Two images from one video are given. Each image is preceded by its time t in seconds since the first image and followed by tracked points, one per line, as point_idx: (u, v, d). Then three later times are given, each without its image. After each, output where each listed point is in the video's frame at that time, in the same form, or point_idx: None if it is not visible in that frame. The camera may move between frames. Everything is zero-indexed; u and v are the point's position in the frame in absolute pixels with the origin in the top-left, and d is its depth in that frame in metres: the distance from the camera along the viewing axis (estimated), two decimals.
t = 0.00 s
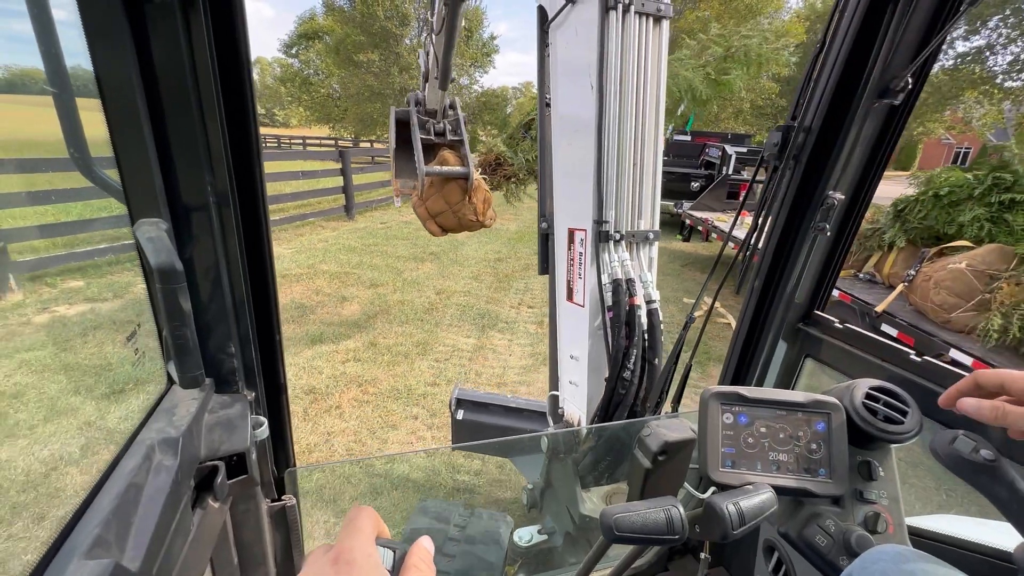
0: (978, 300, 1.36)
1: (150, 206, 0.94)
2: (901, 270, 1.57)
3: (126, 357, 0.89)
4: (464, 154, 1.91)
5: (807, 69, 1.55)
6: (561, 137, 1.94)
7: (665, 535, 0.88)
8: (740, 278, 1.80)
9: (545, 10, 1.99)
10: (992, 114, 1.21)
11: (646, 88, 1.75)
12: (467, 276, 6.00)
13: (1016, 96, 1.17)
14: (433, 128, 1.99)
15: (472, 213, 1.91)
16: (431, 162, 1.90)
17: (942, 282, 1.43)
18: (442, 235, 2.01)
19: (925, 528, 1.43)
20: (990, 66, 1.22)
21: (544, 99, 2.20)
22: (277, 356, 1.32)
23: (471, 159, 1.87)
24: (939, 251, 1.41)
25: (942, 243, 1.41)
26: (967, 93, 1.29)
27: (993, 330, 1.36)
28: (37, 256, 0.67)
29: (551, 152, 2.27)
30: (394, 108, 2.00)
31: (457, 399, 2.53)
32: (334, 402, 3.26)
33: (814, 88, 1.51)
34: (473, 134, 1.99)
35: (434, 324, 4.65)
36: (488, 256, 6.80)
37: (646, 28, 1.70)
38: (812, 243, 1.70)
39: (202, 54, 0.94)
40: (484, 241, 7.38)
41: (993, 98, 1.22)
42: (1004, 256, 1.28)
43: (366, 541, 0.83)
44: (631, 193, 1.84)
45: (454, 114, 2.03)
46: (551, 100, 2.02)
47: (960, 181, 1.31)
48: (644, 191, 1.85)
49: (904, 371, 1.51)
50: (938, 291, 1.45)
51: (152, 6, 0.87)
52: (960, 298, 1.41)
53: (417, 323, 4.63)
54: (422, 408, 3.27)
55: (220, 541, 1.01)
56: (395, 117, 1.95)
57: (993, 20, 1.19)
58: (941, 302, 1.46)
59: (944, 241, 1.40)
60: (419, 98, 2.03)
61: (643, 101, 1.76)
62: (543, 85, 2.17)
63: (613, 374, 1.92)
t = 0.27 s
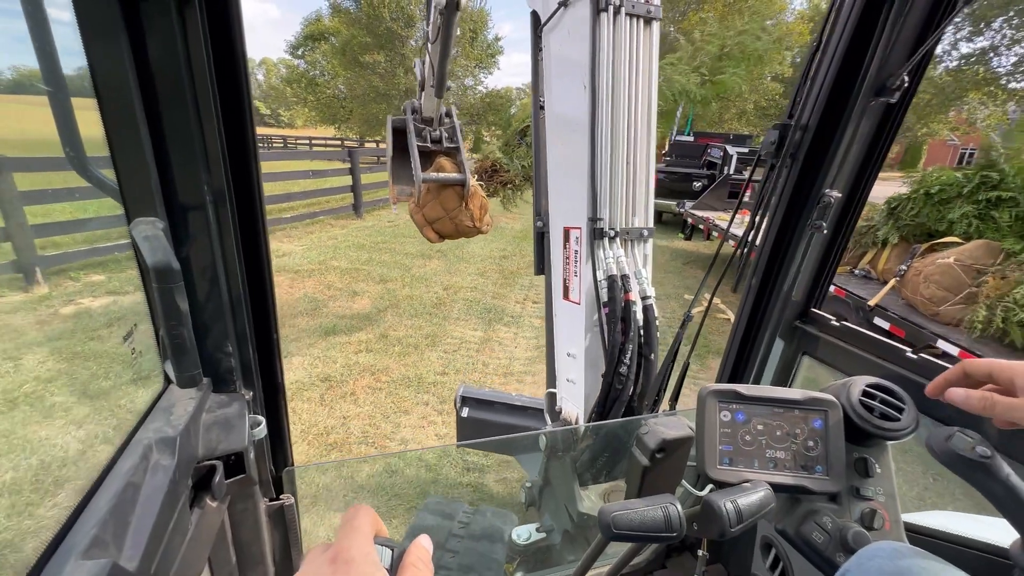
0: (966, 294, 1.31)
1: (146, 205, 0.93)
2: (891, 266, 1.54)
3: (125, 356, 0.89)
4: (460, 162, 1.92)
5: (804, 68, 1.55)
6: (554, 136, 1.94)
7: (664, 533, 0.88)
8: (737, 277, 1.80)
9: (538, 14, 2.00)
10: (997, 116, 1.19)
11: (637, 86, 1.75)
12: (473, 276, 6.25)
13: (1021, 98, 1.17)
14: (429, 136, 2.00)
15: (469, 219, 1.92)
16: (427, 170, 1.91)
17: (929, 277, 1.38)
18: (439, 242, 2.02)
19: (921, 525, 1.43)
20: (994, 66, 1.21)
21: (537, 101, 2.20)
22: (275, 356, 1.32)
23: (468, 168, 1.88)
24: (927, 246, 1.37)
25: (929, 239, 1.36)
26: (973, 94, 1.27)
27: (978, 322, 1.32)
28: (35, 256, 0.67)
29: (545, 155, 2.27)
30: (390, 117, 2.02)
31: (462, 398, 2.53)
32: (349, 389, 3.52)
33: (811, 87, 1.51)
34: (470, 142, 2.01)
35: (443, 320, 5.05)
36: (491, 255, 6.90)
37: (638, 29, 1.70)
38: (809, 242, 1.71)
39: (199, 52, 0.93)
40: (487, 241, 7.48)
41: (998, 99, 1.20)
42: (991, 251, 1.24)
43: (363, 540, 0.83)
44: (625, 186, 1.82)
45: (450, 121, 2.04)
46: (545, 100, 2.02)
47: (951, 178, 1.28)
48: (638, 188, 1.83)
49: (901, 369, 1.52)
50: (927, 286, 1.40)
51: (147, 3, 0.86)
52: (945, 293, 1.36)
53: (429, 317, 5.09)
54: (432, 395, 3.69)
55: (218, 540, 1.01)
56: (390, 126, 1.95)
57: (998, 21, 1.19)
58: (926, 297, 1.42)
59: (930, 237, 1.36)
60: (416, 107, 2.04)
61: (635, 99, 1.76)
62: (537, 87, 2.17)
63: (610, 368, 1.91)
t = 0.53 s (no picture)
0: (957, 289, 1.35)
1: (142, 206, 0.93)
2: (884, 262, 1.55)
3: (121, 359, 0.89)
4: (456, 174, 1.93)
5: (798, 71, 1.56)
6: (547, 139, 1.94)
7: (660, 534, 0.88)
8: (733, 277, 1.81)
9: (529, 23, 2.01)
10: (1003, 116, 1.18)
11: (627, 87, 1.76)
12: (479, 271, 6.27)
13: None
14: (425, 148, 2.02)
15: (465, 230, 1.93)
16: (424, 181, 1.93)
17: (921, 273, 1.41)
18: (436, 252, 2.03)
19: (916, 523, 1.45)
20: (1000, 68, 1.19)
21: (530, 108, 2.21)
22: (271, 358, 1.32)
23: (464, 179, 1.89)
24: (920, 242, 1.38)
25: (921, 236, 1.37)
26: (977, 95, 1.24)
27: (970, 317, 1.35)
28: (28, 257, 0.66)
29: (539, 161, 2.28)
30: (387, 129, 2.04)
31: (466, 398, 2.54)
32: (363, 377, 3.83)
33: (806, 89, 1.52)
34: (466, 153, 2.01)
35: (450, 314, 5.08)
36: (495, 252, 6.94)
37: (626, 35, 1.72)
38: (804, 242, 1.72)
39: (194, 52, 0.93)
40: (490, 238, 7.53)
41: (1004, 101, 1.18)
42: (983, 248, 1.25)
43: (364, 540, 0.83)
44: (616, 189, 1.84)
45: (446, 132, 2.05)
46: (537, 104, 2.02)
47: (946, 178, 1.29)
48: (629, 186, 1.85)
49: (895, 369, 1.53)
50: (920, 282, 1.42)
51: (142, 4, 0.86)
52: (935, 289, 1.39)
53: (437, 311, 5.12)
54: (443, 384, 3.80)
55: (215, 543, 1.01)
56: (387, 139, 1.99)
57: (1003, 22, 1.18)
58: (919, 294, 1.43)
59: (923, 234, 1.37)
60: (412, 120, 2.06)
61: (625, 100, 1.77)
62: (530, 94, 2.18)
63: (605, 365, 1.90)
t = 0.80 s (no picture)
0: (951, 284, 1.37)
1: (138, 206, 0.92)
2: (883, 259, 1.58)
3: (118, 359, 0.88)
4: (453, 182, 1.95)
5: (794, 71, 1.57)
6: (542, 140, 1.94)
7: (659, 533, 0.88)
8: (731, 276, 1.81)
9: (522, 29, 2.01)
10: (1013, 117, 1.16)
11: (619, 88, 1.76)
12: (487, 267, 6.27)
13: None
14: (422, 157, 2.08)
15: (462, 237, 1.93)
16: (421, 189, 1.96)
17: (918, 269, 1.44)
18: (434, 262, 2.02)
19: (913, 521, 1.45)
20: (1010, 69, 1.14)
21: (525, 112, 2.20)
22: (269, 358, 1.32)
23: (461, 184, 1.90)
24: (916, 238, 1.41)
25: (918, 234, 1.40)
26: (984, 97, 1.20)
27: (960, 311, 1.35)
28: (20, 258, 0.66)
29: (534, 165, 2.28)
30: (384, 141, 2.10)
31: (471, 396, 2.54)
32: (378, 366, 3.89)
33: (803, 88, 1.52)
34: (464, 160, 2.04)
35: (460, 307, 5.10)
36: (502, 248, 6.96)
37: (616, 38, 1.72)
38: (802, 241, 1.73)
39: (189, 50, 0.93)
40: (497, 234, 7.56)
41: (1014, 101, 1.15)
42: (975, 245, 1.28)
43: (364, 538, 0.83)
44: (611, 188, 1.84)
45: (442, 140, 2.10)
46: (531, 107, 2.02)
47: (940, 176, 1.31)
48: (623, 186, 1.85)
49: (893, 367, 1.54)
50: (915, 277, 1.45)
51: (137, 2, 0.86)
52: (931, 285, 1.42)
53: (446, 305, 5.14)
54: (454, 372, 3.86)
55: (213, 543, 1.01)
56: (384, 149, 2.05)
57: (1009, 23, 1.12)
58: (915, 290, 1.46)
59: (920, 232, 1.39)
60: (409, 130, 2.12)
61: (617, 101, 1.77)
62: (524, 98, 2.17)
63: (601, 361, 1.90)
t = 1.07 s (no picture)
0: (947, 280, 1.37)
1: (134, 206, 0.92)
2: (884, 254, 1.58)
3: (115, 359, 0.88)
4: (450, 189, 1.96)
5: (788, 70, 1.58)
6: (534, 140, 1.93)
7: (658, 531, 0.89)
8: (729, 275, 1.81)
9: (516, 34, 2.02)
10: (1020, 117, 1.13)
11: (613, 87, 1.77)
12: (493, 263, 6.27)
13: None
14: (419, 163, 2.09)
15: (460, 242, 1.92)
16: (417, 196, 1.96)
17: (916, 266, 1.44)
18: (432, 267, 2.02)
19: (909, 518, 1.46)
20: None
21: (519, 115, 2.20)
22: (266, 359, 1.31)
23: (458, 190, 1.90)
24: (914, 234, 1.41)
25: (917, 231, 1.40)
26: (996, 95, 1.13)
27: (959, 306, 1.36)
28: (17, 257, 0.66)
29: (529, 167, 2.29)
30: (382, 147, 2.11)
31: (477, 394, 2.55)
32: (390, 358, 3.93)
33: (796, 88, 1.53)
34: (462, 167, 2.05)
35: (469, 302, 5.13)
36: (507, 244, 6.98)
37: (608, 39, 1.74)
38: (798, 239, 1.73)
39: (185, 48, 0.93)
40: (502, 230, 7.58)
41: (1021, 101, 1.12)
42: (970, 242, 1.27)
43: (363, 538, 0.83)
44: (605, 187, 1.85)
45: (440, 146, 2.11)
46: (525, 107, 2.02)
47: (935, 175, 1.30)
48: (616, 184, 1.86)
49: (890, 364, 1.54)
50: (911, 273, 1.45)
51: None
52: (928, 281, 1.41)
53: (455, 300, 5.18)
54: (464, 363, 3.90)
55: (211, 543, 1.00)
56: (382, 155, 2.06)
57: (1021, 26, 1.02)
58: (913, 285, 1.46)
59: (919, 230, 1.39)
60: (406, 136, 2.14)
61: (611, 101, 1.78)
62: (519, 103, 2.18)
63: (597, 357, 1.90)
